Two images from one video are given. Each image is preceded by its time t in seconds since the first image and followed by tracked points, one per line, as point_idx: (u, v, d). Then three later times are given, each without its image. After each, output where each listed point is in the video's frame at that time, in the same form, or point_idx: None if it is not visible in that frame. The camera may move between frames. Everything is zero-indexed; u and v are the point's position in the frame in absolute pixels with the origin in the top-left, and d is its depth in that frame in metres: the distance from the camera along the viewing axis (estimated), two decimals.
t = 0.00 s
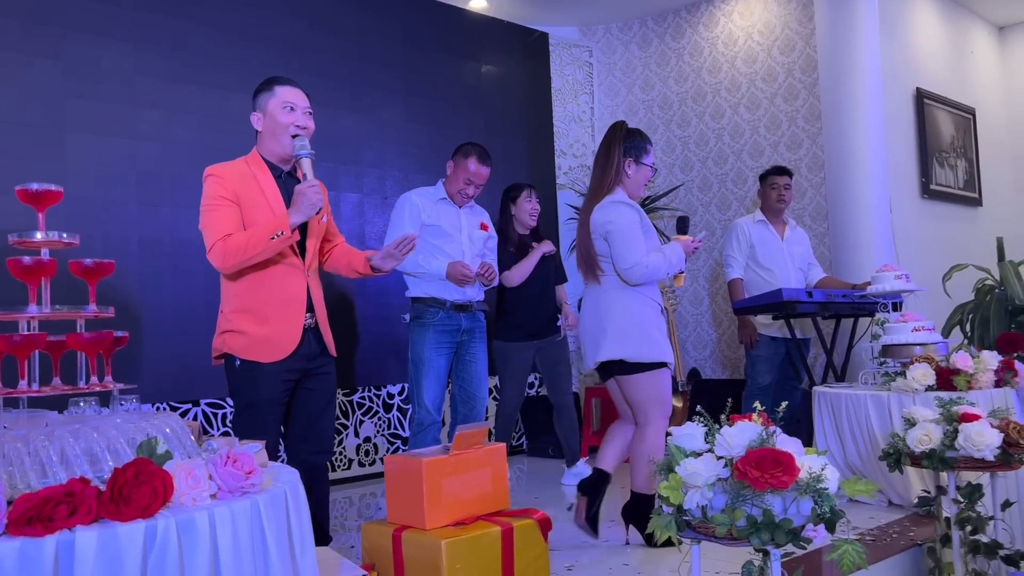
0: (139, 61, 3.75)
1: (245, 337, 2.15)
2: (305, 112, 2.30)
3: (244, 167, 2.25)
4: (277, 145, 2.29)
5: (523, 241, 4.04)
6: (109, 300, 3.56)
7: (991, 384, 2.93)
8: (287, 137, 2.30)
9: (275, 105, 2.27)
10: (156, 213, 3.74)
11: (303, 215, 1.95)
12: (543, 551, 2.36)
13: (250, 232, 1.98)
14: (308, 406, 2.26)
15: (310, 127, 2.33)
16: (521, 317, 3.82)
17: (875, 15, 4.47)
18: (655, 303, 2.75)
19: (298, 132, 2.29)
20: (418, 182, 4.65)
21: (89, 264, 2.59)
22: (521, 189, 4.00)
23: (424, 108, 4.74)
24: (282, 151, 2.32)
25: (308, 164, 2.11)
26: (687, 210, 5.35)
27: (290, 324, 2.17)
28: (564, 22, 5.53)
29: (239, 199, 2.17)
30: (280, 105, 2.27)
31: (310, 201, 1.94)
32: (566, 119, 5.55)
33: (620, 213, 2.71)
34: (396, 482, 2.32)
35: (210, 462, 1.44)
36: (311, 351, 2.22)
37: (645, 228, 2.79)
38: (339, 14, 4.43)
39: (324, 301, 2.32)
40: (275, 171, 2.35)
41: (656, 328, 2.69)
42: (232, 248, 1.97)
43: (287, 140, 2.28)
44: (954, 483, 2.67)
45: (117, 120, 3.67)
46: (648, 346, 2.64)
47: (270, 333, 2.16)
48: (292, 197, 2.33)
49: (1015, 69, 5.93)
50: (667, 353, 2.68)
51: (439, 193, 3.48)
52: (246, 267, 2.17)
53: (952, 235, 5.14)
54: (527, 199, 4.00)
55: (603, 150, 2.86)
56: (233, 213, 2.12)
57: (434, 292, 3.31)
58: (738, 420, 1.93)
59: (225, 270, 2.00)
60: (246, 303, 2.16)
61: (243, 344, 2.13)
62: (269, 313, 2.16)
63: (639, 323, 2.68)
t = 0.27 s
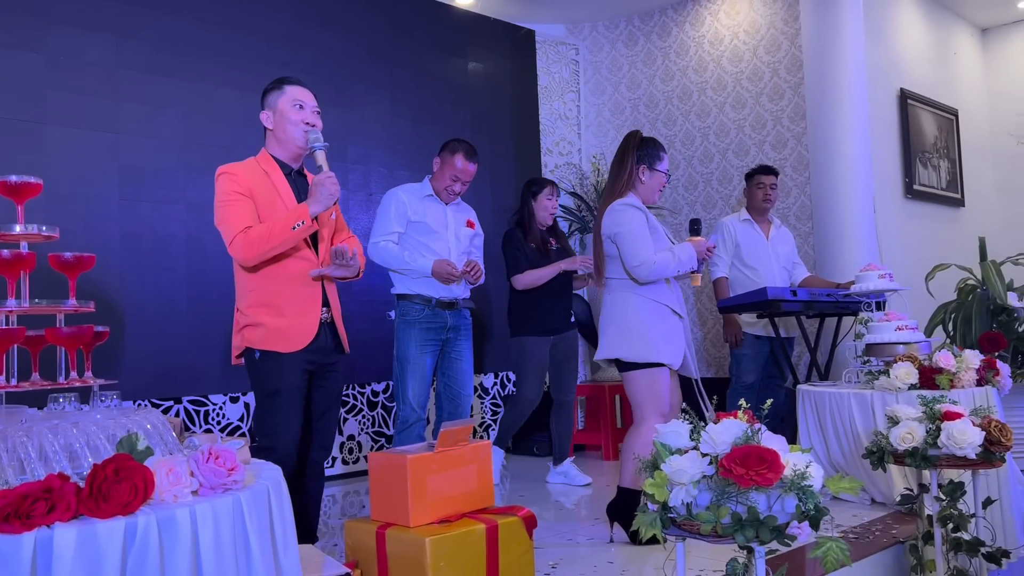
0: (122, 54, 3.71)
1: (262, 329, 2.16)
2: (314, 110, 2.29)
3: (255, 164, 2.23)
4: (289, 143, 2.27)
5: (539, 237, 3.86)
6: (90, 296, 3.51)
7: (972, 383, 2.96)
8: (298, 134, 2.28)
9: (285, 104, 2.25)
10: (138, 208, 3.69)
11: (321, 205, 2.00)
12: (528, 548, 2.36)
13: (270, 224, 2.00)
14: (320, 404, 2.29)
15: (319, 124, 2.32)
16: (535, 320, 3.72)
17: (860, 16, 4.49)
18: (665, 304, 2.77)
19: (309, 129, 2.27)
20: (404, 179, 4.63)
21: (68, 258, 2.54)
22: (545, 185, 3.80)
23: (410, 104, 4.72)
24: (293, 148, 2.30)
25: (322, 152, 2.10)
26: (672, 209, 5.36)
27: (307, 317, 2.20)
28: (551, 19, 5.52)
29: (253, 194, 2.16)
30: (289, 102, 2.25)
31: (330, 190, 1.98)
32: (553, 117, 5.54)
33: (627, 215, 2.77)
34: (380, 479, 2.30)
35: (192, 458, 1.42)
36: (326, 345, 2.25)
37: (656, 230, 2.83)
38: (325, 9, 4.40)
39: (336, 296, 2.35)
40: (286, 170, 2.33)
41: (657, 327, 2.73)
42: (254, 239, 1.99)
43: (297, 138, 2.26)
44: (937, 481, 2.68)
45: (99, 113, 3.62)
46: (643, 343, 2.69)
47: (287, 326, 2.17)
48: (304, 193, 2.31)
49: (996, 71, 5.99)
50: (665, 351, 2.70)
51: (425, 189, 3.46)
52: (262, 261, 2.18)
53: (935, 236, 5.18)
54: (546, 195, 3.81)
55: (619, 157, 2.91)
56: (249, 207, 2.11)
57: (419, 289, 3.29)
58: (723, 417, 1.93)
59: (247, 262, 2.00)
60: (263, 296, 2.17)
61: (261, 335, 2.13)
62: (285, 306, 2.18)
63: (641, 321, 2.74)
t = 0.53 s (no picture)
0: (117, 56, 3.70)
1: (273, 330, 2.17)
2: (329, 114, 2.29)
3: (269, 166, 2.23)
4: (303, 146, 2.27)
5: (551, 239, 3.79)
6: (85, 298, 3.50)
7: (966, 387, 2.97)
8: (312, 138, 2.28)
9: (299, 107, 2.25)
10: (133, 210, 3.68)
11: (333, 209, 1.97)
12: (525, 552, 2.36)
13: (282, 226, 1.99)
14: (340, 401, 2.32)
15: (334, 129, 2.32)
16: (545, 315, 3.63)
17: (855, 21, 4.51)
18: (661, 308, 2.94)
19: (323, 132, 2.27)
20: (400, 182, 4.63)
21: (66, 261, 2.54)
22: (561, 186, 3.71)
23: (406, 107, 4.71)
24: (307, 151, 2.30)
25: (335, 157, 2.08)
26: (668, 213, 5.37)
27: (317, 318, 2.21)
28: (547, 23, 5.53)
29: (267, 196, 2.16)
30: (304, 106, 2.25)
31: (342, 194, 1.96)
32: (548, 121, 5.55)
33: (626, 223, 2.98)
34: (377, 483, 2.30)
35: (189, 463, 1.41)
36: (336, 349, 2.28)
37: (656, 237, 3.00)
38: (321, 12, 4.40)
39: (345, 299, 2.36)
40: (300, 173, 2.33)
41: (649, 329, 2.92)
42: (266, 241, 1.98)
43: (312, 141, 2.26)
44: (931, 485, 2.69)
45: (94, 115, 3.61)
46: (631, 345, 2.92)
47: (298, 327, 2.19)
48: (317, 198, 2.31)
49: (989, 76, 6.03)
50: (651, 353, 2.89)
51: (422, 193, 3.46)
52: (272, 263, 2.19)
53: (929, 240, 5.21)
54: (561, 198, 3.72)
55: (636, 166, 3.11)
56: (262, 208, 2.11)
57: (416, 293, 3.28)
58: (720, 422, 1.93)
59: (258, 263, 2.00)
60: (274, 296, 2.18)
61: (272, 336, 2.15)
62: (296, 307, 2.19)
63: (634, 324, 2.95)
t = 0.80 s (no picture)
0: (121, 62, 3.71)
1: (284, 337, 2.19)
2: (339, 118, 2.30)
3: (283, 172, 2.25)
4: (315, 151, 2.28)
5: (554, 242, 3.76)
6: (89, 303, 3.51)
7: (968, 393, 2.98)
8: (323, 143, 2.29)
9: (309, 113, 2.27)
10: (136, 216, 3.69)
11: (339, 213, 1.98)
12: (528, 558, 2.36)
13: (287, 234, 1.99)
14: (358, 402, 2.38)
15: (346, 132, 2.33)
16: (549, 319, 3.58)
17: (855, 27, 4.53)
18: (652, 314, 3.15)
19: (333, 136, 2.27)
20: (402, 188, 4.64)
21: (72, 268, 2.55)
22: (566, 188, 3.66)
23: (408, 112, 4.73)
24: (319, 155, 2.31)
25: (342, 161, 2.08)
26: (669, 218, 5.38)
27: (328, 324, 2.22)
28: (549, 29, 5.55)
29: (279, 202, 2.17)
30: (314, 112, 2.27)
31: (347, 198, 1.96)
32: (550, 127, 5.57)
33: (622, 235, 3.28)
34: (380, 489, 2.31)
35: (195, 469, 1.42)
36: (345, 357, 2.31)
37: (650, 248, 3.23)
38: (322, 18, 4.42)
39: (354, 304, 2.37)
40: (315, 177, 2.34)
41: (642, 336, 3.15)
42: (269, 250, 1.99)
43: (323, 146, 2.27)
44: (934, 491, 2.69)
45: (98, 121, 3.62)
46: (626, 350, 3.17)
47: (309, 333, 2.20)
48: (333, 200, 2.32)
49: (990, 82, 6.05)
50: (642, 359, 3.11)
51: (427, 199, 3.48)
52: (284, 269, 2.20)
53: (930, 245, 5.22)
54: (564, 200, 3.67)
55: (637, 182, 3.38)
56: (272, 215, 2.12)
57: (420, 298, 3.28)
58: (723, 428, 1.94)
59: (264, 271, 2.01)
60: (284, 303, 2.19)
61: (283, 343, 2.17)
62: (307, 313, 2.20)
63: (630, 330, 3.19)
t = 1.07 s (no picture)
0: (124, 65, 3.72)
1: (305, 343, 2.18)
2: (351, 116, 2.29)
3: (298, 173, 2.24)
4: (327, 150, 2.27)
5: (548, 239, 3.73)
6: (91, 306, 3.51)
7: (972, 395, 2.97)
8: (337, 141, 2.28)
9: (322, 111, 2.26)
10: (139, 219, 3.69)
11: (359, 214, 1.99)
12: (532, 561, 2.36)
13: (309, 235, 1.99)
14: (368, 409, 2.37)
15: (358, 131, 2.32)
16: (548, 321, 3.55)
17: (858, 29, 4.53)
18: (639, 318, 3.43)
19: (346, 135, 2.27)
20: (404, 191, 4.64)
21: (76, 271, 2.55)
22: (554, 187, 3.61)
23: (411, 115, 4.73)
24: (330, 155, 2.30)
25: (358, 160, 2.10)
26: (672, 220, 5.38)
27: (349, 329, 2.23)
28: (551, 32, 5.55)
29: (295, 203, 2.16)
30: (327, 110, 2.26)
31: (366, 199, 1.98)
32: (552, 129, 5.57)
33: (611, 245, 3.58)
34: (384, 493, 2.30)
35: (198, 472, 1.42)
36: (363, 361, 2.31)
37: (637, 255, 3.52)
38: (324, 22, 4.42)
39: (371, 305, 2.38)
40: (326, 176, 2.33)
41: (631, 338, 3.43)
42: (291, 253, 1.99)
43: (336, 145, 2.26)
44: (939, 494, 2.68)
45: (101, 125, 3.63)
46: (617, 351, 3.47)
47: (331, 339, 2.20)
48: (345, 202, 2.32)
49: (993, 84, 6.04)
50: (630, 360, 3.40)
51: (432, 204, 3.47)
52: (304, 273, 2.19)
53: (933, 247, 5.21)
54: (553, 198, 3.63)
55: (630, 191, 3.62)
56: (289, 217, 2.11)
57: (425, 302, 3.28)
58: (727, 431, 1.93)
59: (286, 275, 2.01)
60: (305, 308, 2.18)
61: (305, 350, 2.15)
62: (328, 318, 2.20)
63: (622, 333, 3.48)
